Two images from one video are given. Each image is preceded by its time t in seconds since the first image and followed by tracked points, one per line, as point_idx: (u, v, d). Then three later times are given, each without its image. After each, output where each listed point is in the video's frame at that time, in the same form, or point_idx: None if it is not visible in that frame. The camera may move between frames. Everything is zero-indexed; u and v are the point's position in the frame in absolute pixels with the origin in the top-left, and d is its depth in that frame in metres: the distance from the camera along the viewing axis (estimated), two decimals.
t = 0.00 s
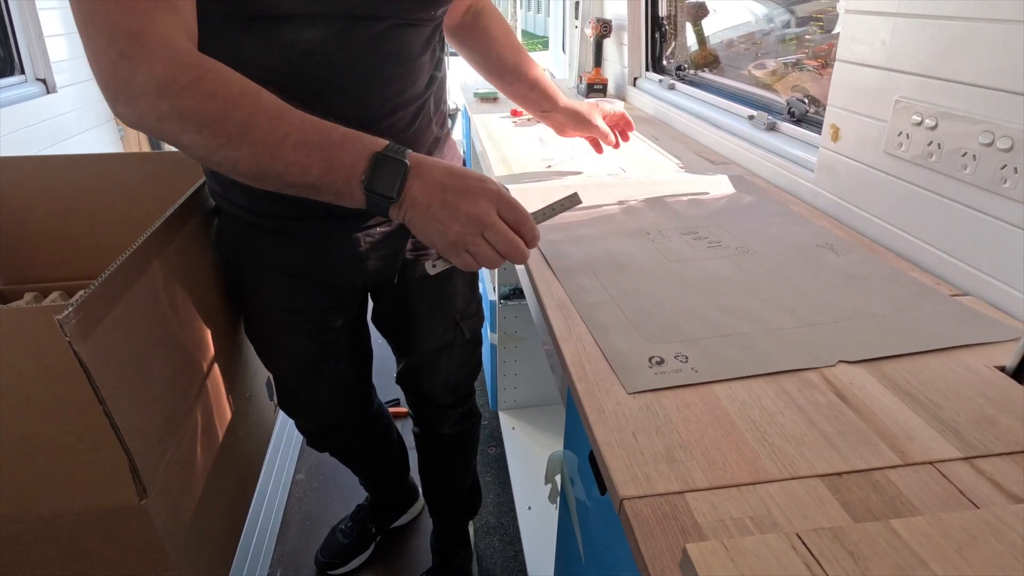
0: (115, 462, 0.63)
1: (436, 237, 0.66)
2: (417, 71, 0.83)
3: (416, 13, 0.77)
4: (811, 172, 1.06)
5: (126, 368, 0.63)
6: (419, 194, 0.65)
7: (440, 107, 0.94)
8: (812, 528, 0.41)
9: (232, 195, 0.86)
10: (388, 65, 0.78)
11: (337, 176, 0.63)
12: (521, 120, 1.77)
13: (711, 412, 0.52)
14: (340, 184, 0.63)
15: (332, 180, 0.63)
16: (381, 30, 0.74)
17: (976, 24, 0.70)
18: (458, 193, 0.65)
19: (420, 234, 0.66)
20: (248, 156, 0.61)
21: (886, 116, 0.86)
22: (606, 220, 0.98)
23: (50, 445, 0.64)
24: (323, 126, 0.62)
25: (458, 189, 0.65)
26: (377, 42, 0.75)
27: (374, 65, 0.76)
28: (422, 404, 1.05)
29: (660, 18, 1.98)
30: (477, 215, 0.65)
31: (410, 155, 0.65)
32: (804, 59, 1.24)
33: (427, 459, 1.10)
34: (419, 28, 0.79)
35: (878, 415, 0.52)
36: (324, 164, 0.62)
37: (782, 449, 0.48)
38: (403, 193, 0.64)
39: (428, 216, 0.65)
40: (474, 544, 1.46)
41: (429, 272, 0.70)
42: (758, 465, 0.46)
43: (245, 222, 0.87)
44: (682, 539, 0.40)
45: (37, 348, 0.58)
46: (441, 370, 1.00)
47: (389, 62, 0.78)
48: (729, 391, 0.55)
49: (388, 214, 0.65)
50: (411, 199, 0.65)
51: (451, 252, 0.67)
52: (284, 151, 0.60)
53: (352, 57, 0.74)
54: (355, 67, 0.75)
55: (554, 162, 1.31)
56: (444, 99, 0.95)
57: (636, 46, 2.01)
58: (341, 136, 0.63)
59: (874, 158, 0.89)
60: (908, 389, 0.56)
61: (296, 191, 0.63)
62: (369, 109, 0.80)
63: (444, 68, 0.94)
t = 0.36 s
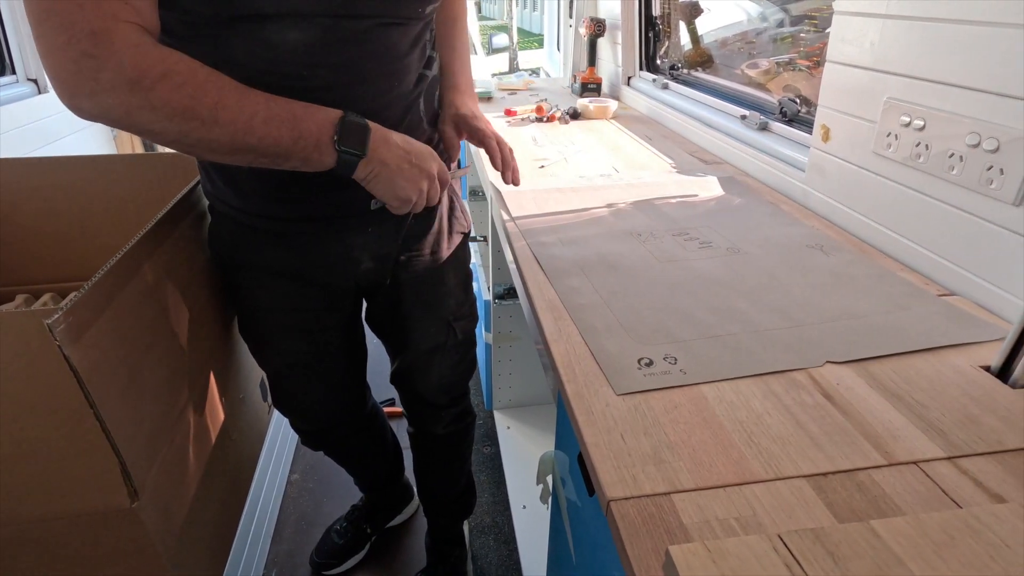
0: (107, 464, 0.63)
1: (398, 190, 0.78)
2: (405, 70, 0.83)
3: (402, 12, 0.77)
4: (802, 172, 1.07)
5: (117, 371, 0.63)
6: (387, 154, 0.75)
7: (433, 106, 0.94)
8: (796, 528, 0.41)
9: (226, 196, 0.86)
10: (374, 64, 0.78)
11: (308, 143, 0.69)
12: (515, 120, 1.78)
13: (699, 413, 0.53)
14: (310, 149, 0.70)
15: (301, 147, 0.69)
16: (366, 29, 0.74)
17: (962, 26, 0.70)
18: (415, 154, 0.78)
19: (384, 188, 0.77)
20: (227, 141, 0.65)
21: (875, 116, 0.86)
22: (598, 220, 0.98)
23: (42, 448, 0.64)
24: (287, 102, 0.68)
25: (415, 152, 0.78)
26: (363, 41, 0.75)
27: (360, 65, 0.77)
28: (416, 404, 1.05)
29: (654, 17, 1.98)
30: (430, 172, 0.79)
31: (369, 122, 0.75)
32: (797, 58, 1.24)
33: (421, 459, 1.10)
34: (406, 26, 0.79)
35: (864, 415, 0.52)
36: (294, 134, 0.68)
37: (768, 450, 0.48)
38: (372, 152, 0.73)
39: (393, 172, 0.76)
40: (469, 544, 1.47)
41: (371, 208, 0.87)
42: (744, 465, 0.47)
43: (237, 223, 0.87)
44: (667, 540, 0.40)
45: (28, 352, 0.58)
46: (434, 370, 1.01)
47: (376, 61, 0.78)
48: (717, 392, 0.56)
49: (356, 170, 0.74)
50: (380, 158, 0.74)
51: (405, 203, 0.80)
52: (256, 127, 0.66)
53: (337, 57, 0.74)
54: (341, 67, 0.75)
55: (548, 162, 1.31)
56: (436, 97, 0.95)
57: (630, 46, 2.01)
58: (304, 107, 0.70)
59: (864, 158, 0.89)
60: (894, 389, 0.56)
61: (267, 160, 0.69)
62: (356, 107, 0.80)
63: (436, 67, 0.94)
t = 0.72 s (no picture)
0: (93, 467, 0.63)
1: (335, 212, 0.77)
2: (391, 69, 0.82)
3: (387, 11, 0.76)
4: (791, 170, 1.07)
5: (103, 372, 0.63)
6: (326, 172, 0.74)
7: (423, 104, 0.94)
8: (778, 526, 0.41)
9: (215, 194, 0.86)
10: (359, 64, 0.77)
11: (240, 150, 0.69)
12: (508, 119, 1.77)
13: (684, 412, 0.53)
14: (241, 157, 0.70)
15: (235, 154, 0.69)
16: (349, 29, 0.74)
17: (948, 24, 0.70)
18: (359, 177, 0.77)
19: (321, 208, 0.76)
20: (171, 139, 0.65)
21: (864, 115, 0.86)
22: (589, 219, 0.98)
23: (28, 450, 0.63)
24: (223, 108, 0.69)
25: (359, 175, 0.78)
26: (346, 40, 0.74)
27: (344, 65, 0.76)
28: (407, 403, 1.05)
29: (647, 16, 1.98)
30: (373, 198, 0.78)
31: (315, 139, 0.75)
32: (789, 57, 1.25)
33: (413, 458, 1.10)
34: (391, 24, 0.78)
35: (849, 414, 0.53)
36: (228, 140, 0.68)
37: (753, 449, 0.49)
38: (310, 169, 0.73)
39: (330, 192, 0.75)
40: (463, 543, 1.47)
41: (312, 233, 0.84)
42: (729, 464, 0.47)
43: (226, 220, 0.87)
44: (650, 539, 0.40)
45: (13, 353, 0.58)
46: (424, 369, 1.01)
47: (360, 61, 0.77)
48: (703, 391, 0.56)
49: (291, 186, 0.73)
50: (317, 175, 0.74)
51: (343, 228, 0.79)
52: (186, 127, 0.66)
53: (321, 56, 0.74)
54: (326, 65, 0.75)
55: (540, 161, 1.31)
56: (427, 96, 0.95)
57: (623, 44, 2.01)
58: (242, 116, 0.70)
59: (853, 157, 0.89)
60: (879, 388, 0.56)
61: (198, 164, 0.69)
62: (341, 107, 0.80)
63: (426, 66, 0.94)
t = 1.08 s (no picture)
0: (87, 471, 0.63)
1: (344, 202, 0.77)
2: (386, 72, 0.82)
3: (382, 14, 0.76)
4: (785, 170, 1.08)
5: (96, 377, 0.63)
6: (331, 165, 0.74)
7: (420, 105, 0.94)
8: (768, 529, 0.42)
9: (211, 194, 0.86)
10: (353, 67, 0.77)
11: (249, 147, 0.69)
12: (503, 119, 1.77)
13: (677, 415, 0.53)
14: (249, 157, 0.70)
15: (245, 153, 0.70)
16: (343, 32, 0.74)
17: (940, 26, 0.71)
18: (364, 165, 0.77)
19: (329, 199, 0.77)
20: (178, 141, 0.66)
21: (856, 116, 0.87)
22: (584, 220, 0.98)
23: (21, 455, 0.63)
24: (232, 106, 0.68)
25: (364, 163, 0.77)
26: (340, 42, 0.74)
27: (338, 67, 0.76)
28: (403, 404, 1.05)
29: (642, 15, 1.98)
30: (379, 185, 0.78)
31: (318, 130, 0.74)
32: (783, 57, 1.25)
33: (409, 459, 1.10)
34: (386, 27, 0.78)
35: (840, 416, 0.53)
36: (236, 138, 0.68)
37: (744, 451, 0.49)
38: (314, 164, 0.73)
39: (337, 183, 0.76)
40: (459, 543, 1.47)
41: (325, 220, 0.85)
42: (720, 466, 0.47)
43: (221, 222, 0.87)
44: (642, 542, 0.41)
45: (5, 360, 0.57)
46: (420, 370, 1.01)
47: (355, 63, 0.77)
48: (695, 393, 0.56)
49: (299, 181, 0.74)
50: (322, 169, 0.74)
51: (354, 215, 0.79)
52: (198, 129, 0.66)
53: (315, 59, 0.74)
54: (319, 68, 0.75)
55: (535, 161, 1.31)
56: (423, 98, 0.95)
57: (618, 44, 2.01)
58: (249, 113, 0.69)
59: (845, 158, 0.90)
60: (869, 389, 0.57)
61: (211, 162, 0.70)
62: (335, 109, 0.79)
63: (422, 66, 0.94)
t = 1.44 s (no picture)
0: (81, 474, 0.63)
1: (351, 182, 0.77)
2: (381, 70, 0.82)
3: (376, 11, 0.76)
4: (782, 169, 1.08)
5: (91, 379, 0.63)
6: (336, 144, 0.74)
7: (416, 104, 0.93)
8: (767, 530, 0.41)
9: (208, 193, 0.86)
10: (348, 64, 0.77)
11: (252, 131, 0.69)
12: (500, 117, 1.77)
13: (676, 415, 0.53)
14: (253, 141, 0.69)
15: (248, 137, 0.69)
16: (337, 28, 0.73)
17: (937, 24, 0.71)
18: (368, 145, 0.77)
19: (336, 180, 0.76)
20: (175, 130, 0.65)
21: (853, 114, 0.87)
22: (582, 218, 0.98)
23: (14, 458, 0.63)
24: (231, 91, 0.68)
25: (367, 143, 0.77)
26: (334, 39, 0.74)
27: (332, 64, 0.76)
28: (401, 404, 1.05)
29: (639, 13, 1.98)
30: (385, 163, 0.78)
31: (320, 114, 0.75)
32: (780, 55, 1.25)
33: (407, 459, 1.10)
34: (380, 24, 0.78)
35: (838, 415, 0.53)
36: (238, 122, 0.68)
37: (743, 451, 0.49)
38: (320, 143, 0.72)
39: (343, 164, 0.75)
40: (458, 543, 1.47)
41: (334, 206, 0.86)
42: (718, 467, 0.47)
43: (218, 222, 0.87)
44: (640, 544, 0.41)
45: None
46: (416, 370, 1.01)
47: (349, 61, 0.77)
48: (694, 393, 0.56)
49: (304, 162, 0.73)
50: (328, 149, 0.73)
51: (362, 196, 0.79)
52: (199, 114, 0.66)
53: (309, 56, 0.73)
54: (313, 65, 0.75)
55: (532, 160, 1.31)
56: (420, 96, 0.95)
57: (615, 42, 2.01)
58: (249, 97, 0.69)
59: (842, 156, 0.90)
60: (867, 388, 0.57)
61: (213, 149, 0.69)
62: (330, 107, 0.79)
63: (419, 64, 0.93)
